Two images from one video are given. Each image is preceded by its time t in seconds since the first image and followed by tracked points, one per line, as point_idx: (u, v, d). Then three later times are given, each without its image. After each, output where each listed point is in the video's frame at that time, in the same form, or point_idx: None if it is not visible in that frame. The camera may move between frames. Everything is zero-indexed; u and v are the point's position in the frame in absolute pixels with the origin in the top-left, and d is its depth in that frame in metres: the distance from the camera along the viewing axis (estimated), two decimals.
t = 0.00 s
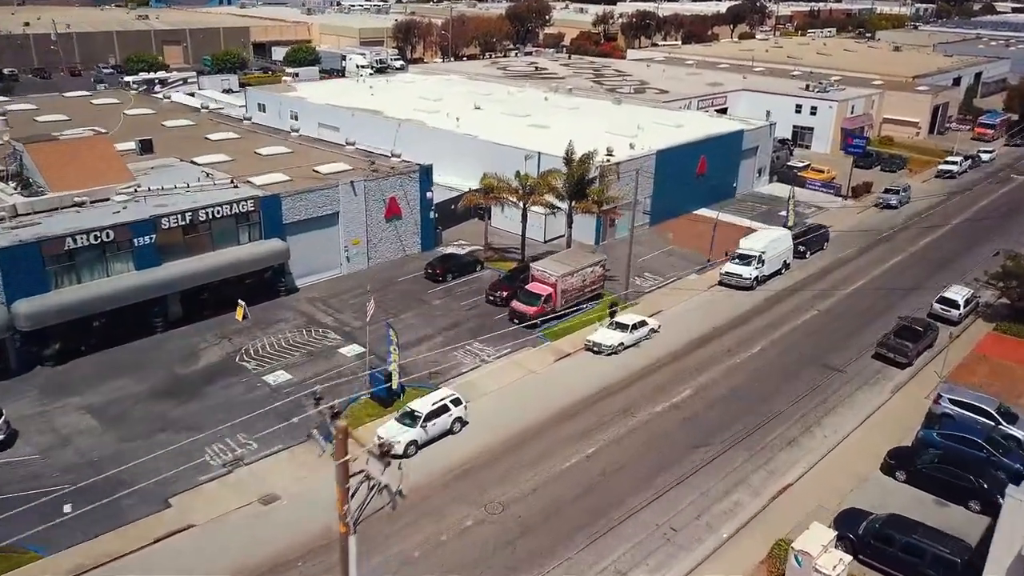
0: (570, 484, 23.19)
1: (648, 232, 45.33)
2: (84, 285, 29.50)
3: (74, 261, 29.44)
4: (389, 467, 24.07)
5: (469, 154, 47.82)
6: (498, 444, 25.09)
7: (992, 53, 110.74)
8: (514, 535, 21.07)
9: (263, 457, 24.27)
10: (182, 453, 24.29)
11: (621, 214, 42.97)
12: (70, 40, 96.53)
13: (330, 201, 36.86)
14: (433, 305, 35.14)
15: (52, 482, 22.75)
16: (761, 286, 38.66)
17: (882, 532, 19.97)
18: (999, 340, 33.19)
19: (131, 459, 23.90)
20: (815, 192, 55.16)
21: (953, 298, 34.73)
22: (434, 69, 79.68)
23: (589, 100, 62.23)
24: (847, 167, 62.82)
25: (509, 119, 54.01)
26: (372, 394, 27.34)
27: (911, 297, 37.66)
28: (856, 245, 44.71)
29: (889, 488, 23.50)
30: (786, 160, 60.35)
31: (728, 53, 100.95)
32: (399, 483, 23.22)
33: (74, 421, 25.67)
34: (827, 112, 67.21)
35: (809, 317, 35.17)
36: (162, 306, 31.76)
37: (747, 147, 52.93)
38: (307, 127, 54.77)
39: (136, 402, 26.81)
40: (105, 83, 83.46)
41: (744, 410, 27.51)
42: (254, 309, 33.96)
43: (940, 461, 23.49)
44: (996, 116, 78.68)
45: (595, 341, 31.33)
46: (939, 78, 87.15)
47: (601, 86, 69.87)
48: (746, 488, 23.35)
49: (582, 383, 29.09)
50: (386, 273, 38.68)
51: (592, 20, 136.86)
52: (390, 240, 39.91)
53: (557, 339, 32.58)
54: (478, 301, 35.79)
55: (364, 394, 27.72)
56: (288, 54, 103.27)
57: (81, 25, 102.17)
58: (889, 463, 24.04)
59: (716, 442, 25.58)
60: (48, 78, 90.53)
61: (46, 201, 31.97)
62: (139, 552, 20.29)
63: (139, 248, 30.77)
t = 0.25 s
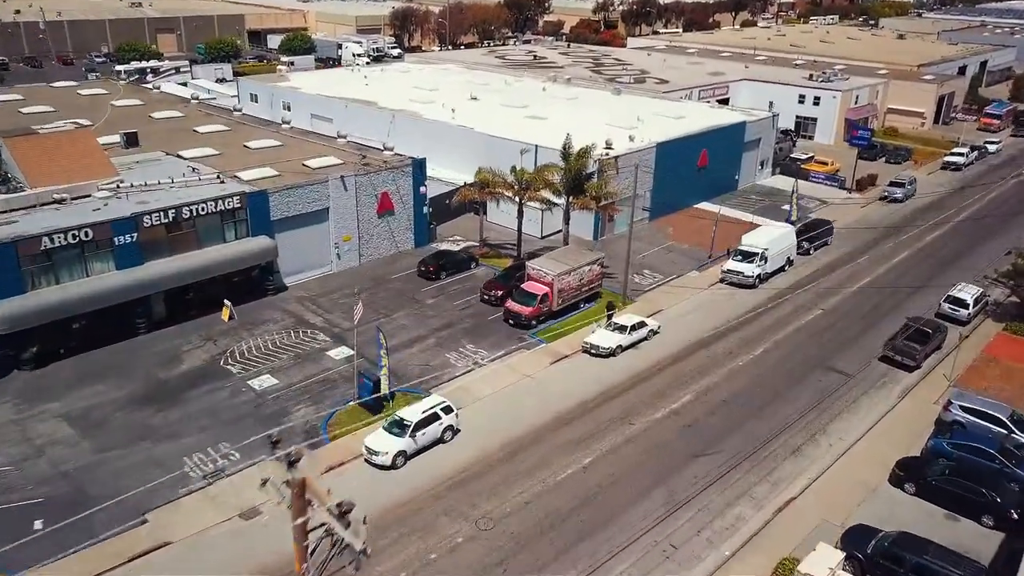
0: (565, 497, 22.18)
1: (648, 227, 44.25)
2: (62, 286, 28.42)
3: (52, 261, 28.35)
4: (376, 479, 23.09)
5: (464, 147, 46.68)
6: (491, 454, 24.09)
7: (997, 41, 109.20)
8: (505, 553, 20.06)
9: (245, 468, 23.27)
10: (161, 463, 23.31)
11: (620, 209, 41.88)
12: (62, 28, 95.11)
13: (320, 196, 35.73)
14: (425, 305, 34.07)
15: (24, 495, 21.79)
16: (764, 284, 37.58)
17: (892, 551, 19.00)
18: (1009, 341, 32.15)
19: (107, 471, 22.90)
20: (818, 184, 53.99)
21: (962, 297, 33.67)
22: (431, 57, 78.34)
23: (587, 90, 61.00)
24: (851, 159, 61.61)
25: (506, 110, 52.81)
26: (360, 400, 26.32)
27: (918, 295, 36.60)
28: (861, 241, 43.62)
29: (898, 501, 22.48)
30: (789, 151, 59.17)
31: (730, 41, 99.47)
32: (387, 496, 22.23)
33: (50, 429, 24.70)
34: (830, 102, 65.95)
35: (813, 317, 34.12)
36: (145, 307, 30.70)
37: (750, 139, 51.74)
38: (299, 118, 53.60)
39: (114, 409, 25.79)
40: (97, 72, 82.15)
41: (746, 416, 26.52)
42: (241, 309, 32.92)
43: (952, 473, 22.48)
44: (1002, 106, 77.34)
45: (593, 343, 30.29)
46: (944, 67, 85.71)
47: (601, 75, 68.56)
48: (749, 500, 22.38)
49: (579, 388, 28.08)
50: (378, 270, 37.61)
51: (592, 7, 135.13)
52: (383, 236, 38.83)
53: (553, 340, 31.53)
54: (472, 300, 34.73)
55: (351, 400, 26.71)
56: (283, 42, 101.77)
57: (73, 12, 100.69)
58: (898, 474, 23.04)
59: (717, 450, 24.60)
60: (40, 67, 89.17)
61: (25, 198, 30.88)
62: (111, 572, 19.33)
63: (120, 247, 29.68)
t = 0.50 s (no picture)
0: (561, 514, 21.19)
1: (648, 222, 43.17)
2: (39, 288, 27.34)
3: (28, 263, 27.26)
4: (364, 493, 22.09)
5: (460, 140, 45.54)
6: (483, 466, 23.10)
7: (1003, 29, 107.59)
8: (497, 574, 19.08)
9: (227, 482, 22.27)
10: (139, 476, 22.32)
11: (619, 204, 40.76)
12: (53, 17, 93.60)
13: (310, 192, 34.61)
14: (418, 305, 33.02)
15: None
16: (767, 283, 36.52)
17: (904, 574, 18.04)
18: (1021, 343, 31.12)
19: (82, 484, 21.92)
20: (822, 177, 52.85)
21: (971, 297, 32.64)
22: (427, 47, 76.97)
23: (586, 80, 59.73)
24: (855, 151, 60.43)
25: (503, 101, 51.61)
26: (348, 408, 25.30)
27: (926, 294, 35.55)
28: (866, 237, 42.51)
29: (909, 516, 21.50)
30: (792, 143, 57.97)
31: (732, 29, 97.94)
32: (374, 511, 21.24)
33: (24, 439, 23.70)
34: (834, 92, 64.64)
35: (818, 317, 33.08)
36: (127, 309, 29.63)
37: (752, 131, 50.55)
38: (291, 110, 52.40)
39: (92, 417, 24.78)
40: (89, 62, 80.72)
41: (749, 424, 25.51)
42: (227, 310, 31.86)
43: (965, 487, 21.47)
44: (1009, 96, 76.02)
45: (591, 346, 29.26)
46: (949, 56, 84.29)
47: (600, 65, 67.25)
48: (753, 515, 21.39)
49: (576, 394, 27.07)
50: (370, 268, 36.56)
51: None
52: (375, 233, 37.76)
53: (550, 342, 30.50)
54: (467, 300, 33.67)
55: (339, 407, 25.71)
56: (279, 30, 100.25)
57: None
58: (909, 488, 22.02)
59: (719, 461, 23.60)
60: (30, 56, 87.70)
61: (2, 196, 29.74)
62: None
63: (99, 247, 28.58)
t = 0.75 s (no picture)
0: (556, 533, 20.18)
1: (648, 218, 42.08)
2: (15, 291, 26.23)
3: (2, 264, 26.13)
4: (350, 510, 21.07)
5: (456, 133, 44.39)
6: (476, 481, 22.08)
7: (1009, 17, 105.96)
8: None
9: (206, 497, 21.25)
10: (114, 492, 21.32)
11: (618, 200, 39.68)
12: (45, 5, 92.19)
13: (299, 189, 33.50)
14: (410, 306, 31.96)
15: None
16: (771, 282, 35.44)
17: None
18: None
19: (53, 501, 20.94)
20: (827, 170, 51.67)
21: (982, 298, 31.57)
22: (424, 36, 75.59)
23: (585, 71, 58.44)
24: (860, 143, 59.18)
25: (499, 92, 50.45)
26: (335, 417, 24.28)
27: (935, 294, 34.43)
28: (873, 233, 41.36)
29: (921, 535, 20.50)
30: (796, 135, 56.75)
31: (734, 18, 96.45)
32: (361, 530, 20.22)
33: None
34: (839, 82, 63.30)
35: (824, 319, 31.99)
36: (107, 312, 28.54)
37: (756, 123, 49.31)
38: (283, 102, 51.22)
39: (68, 428, 23.79)
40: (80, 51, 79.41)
41: (752, 434, 24.48)
42: (212, 312, 30.79)
43: (980, 505, 20.43)
44: (1016, 86, 74.62)
45: (589, 350, 28.20)
46: (955, 45, 82.83)
47: (600, 55, 65.94)
48: (758, 534, 20.39)
49: (573, 401, 26.03)
50: (362, 267, 35.49)
51: None
52: (367, 230, 36.66)
53: (546, 346, 29.43)
54: (461, 301, 32.59)
55: (327, 416, 24.68)
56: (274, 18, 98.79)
57: None
58: (920, 504, 21.01)
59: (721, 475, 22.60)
60: (21, 45, 86.36)
61: None
62: None
63: (78, 248, 27.49)
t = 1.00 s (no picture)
0: (551, 556, 19.15)
1: (649, 214, 40.99)
2: None
3: None
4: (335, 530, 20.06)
5: (451, 127, 43.24)
6: (468, 498, 21.06)
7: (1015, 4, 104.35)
8: None
9: (184, 517, 20.22)
10: (87, 511, 20.29)
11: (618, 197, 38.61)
12: None
13: (287, 187, 32.33)
14: (402, 309, 30.88)
15: None
16: (775, 282, 34.37)
17: None
18: None
19: (23, 521, 19.92)
20: (832, 164, 50.51)
21: (994, 300, 30.49)
22: (421, 24, 74.16)
23: (585, 61, 57.11)
24: (866, 135, 57.91)
25: (496, 83, 49.20)
26: (322, 429, 23.24)
27: (945, 295, 33.36)
28: (879, 230, 40.26)
29: (935, 558, 19.48)
30: (800, 127, 55.53)
31: (737, 5, 94.90)
32: (345, 552, 19.19)
33: None
34: (844, 73, 61.93)
35: (830, 322, 30.93)
36: (86, 316, 27.44)
37: (760, 116, 48.04)
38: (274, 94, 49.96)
39: (43, 441, 22.76)
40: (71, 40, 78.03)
41: (757, 446, 23.47)
42: (197, 315, 29.71)
43: (997, 526, 19.24)
44: None
45: (587, 356, 27.14)
46: (962, 34, 81.31)
47: (600, 44, 64.57)
48: (763, 556, 19.38)
49: (570, 411, 24.99)
50: (353, 267, 34.38)
51: None
52: (359, 228, 35.52)
53: (543, 351, 28.37)
54: (455, 302, 31.52)
55: (313, 428, 23.64)
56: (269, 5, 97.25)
57: None
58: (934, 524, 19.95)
59: (725, 491, 21.58)
60: (12, 33, 84.94)
61: None
62: None
63: (54, 250, 26.33)
